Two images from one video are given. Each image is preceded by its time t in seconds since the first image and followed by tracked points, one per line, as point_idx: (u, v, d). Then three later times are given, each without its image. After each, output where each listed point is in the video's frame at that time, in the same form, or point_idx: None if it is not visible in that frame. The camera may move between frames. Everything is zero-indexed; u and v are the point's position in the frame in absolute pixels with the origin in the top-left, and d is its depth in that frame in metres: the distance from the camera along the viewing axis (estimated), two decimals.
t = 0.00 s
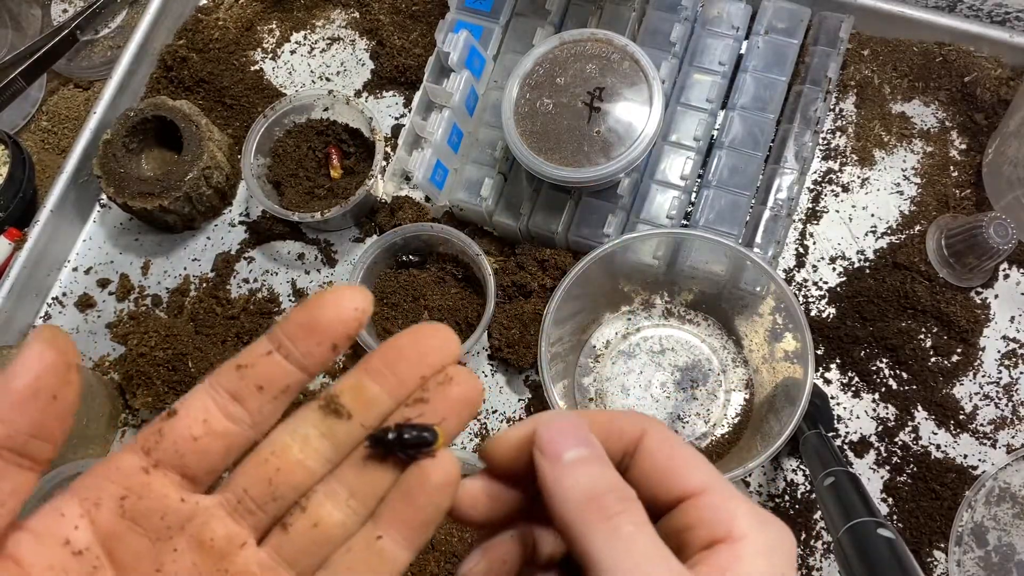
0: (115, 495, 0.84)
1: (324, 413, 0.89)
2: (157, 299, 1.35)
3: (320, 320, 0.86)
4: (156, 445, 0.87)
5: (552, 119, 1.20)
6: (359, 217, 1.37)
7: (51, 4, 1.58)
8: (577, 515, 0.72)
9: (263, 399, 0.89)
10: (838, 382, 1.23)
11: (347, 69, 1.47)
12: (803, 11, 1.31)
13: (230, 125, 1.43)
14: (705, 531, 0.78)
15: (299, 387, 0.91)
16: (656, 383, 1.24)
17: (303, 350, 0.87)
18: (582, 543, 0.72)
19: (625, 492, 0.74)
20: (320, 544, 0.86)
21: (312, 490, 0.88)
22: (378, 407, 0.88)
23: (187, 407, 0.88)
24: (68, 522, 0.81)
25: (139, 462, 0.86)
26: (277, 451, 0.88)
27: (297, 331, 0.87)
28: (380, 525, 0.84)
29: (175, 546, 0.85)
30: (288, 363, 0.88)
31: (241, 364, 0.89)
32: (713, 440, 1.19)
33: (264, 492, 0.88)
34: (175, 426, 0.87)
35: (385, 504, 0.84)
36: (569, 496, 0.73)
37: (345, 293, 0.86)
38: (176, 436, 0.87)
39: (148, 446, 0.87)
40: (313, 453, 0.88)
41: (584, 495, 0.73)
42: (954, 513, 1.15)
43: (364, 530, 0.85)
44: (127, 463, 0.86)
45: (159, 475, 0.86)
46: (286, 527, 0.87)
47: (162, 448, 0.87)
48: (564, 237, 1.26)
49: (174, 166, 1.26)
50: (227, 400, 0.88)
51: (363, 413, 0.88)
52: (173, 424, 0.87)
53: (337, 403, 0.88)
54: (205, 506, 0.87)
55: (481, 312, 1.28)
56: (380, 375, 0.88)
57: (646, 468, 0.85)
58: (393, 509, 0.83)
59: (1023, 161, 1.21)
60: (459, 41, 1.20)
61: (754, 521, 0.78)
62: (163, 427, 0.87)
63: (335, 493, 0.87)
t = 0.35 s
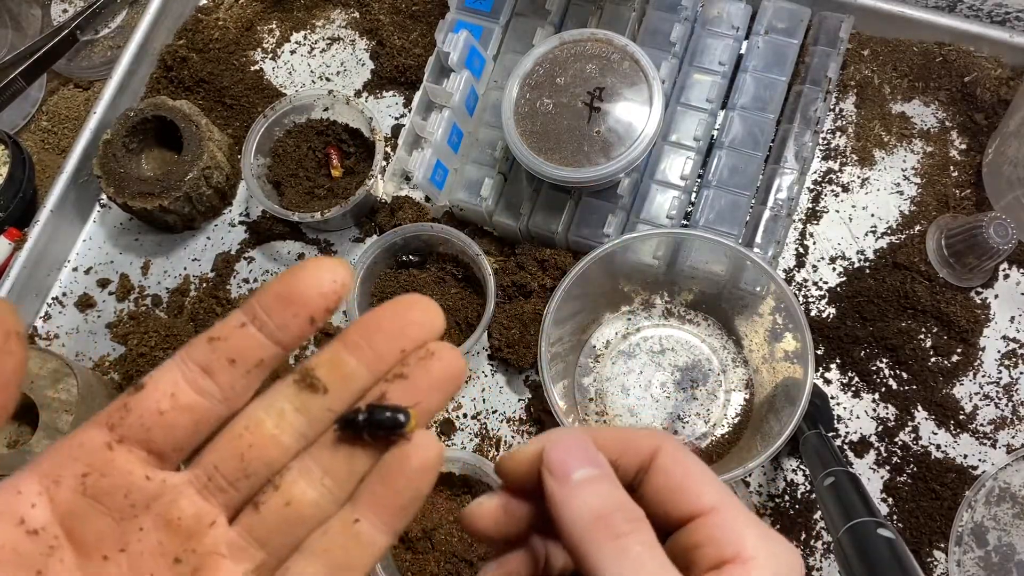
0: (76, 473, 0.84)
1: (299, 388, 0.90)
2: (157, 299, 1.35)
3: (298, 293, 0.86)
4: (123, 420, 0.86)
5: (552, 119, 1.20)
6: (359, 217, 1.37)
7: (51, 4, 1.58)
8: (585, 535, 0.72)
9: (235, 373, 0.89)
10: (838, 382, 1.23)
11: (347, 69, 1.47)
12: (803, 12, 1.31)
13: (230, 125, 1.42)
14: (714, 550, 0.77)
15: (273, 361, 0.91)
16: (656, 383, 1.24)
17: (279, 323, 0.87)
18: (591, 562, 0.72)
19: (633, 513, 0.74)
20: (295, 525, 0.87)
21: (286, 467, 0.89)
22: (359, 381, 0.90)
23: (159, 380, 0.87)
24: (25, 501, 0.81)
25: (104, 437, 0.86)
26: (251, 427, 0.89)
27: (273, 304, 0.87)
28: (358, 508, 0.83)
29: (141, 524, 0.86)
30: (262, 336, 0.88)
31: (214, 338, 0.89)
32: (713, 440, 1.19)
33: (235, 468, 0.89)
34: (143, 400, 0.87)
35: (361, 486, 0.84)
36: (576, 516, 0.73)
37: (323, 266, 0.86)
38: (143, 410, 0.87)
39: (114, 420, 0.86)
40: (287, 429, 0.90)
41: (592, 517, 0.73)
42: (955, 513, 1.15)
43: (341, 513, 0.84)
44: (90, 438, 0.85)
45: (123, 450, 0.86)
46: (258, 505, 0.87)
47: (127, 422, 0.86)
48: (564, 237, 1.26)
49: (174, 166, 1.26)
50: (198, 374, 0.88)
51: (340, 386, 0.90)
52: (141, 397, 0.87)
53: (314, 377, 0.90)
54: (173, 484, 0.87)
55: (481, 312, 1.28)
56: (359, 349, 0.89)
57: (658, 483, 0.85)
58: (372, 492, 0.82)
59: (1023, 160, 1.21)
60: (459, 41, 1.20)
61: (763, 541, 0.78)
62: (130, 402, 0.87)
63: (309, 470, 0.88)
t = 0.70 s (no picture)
0: (88, 476, 0.83)
1: (306, 392, 0.89)
2: (157, 299, 1.35)
3: (307, 297, 0.86)
4: (133, 422, 0.85)
5: (552, 119, 1.20)
6: (359, 217, 1.37)
7: (52, 4, 1.58)
8: None
9: (244, 373, 0.89)
10: (838, 382, 1.23)
11: (347, 69, 1.47)
12: (803, 11, 1.31)
13: (230, 126, 1.42)
14: None
15: (277, 363, 0.90)
16: (656, 383, 1.24)
17: (287, 326, 0.87)
18: None
19: (618, 560, 0.72)
20: (301, 527, 0.87)
21: (292, 470, 0.89)
22: (362, 387, 0.89)
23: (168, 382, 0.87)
24: (37, 503, 0.81)
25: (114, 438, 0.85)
26: (259, 430, 0.88)
27: (283, 307, 0.86)
28: (364, 514, 0.86)
29: (151, 525, 0.86)
30: (270, 338, 0.88)
31: (222, 338, 0.88)
32: (713, 440, 1.19)
33: (244, 471, 0.88)
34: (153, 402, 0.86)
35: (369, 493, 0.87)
36: (560, 567, 0.72)
37: (331, 271, 0.86)
38: (154, 412, 0.86)
39: (125, 422, 0.85)
40: (295, 432, 0.89)
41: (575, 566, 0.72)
42: (954, 514, 1.15)
43: (347, 518, 0.87)
44: (99, 440, 0.84)
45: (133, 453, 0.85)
46: (266, 509, 0.87)
47: (139, 425, 0.85)
48: (564, 237, 1.27)
49: (174, 166, 1.26)
50: (208, 375, 0.87)
51: (345, 391, 0.89)
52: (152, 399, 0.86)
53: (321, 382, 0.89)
54: (182, 485, 0.86)
55: (482, 312, 1.28)
56: (364, 356, 0.88)
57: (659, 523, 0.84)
58: (377, 496, 0.86)
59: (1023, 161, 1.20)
60: (459, 41, 1.20)
61: None
62: (139, 403, 0.86)
63: (318, 474, 0.88)
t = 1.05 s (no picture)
0: (99, 489, 0.83)
1: (317, 413, 0.89)
2: (157, 299, 1.35)
3: (319, 316, 0.86)
4: (143, 435, 0.85)
5: (552, 119, 1.20)
6: (359, 217, 1.37)
7: (51, 4, 1.58)
8: None
9: (253, 389, 0.89)
10: (838, 382, 1.23)
11: (347, 69, 1.47)
12: (803, 11, 1.31)
13: (230, 125, 1.43)
14: None
15: (285, 380, 0.91)
16: (656, 384, 1.24)
17: (297, 344, 0.87)
18: None
19: None
20: (305, 545, 0.87)
21: (300, 489, 0.89)
22: (370, 411, 0.89)
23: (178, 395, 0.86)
24: (47, 517, 0.80)
25: (125, 451, 0.85)
26: (269, 448, 0.89)
27: (294, 325, 0.86)
28: (367, 536, 0.86)
29: (158, 538, 0.86)
30: (280, 356, 0.88)
31: (232, 355, 0.88)
32: (713, 440, 1.19)
33: (252, 488, 0.88)
34: (163, 416, 0.86)
35: (372, 515, 0.87)
36: None
37: (344, 291, 0.86)
38: (165, 427, 0.86)
39: (135, 436, 0.85)
40: (304, 451, 0.89)
41: None
42: (954, 514, 1.15)
43: (350, 539, 0.87)
44: (110, 453, 0.84)
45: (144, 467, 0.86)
46: (273, 525, 0.88)
47: (150, 439, 0.85)
48: (564, 237, 1.27)
49: (174, 166, 1.26)
50: (217, 391, 0.87)
51: (353, 415, 0.90)
52: (162, 412, 0.86)
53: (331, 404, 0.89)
54: (190, 499, 0.87)
55: (481, 312, 1.28)
56: (374, 381, 0.88)
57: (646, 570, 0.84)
58: (382, 519, 0.86)
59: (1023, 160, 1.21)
60: (459, 41, 1.20)
61: None
62: (150, 416, 0.86)
63: (326, 494, 0.88)
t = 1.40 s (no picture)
0: (86, 498, 0.83)
1: (303, 428, 0.90)
2: (157, 299, 1.35)
3: (303, 328, 0.87)
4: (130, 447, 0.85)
5: (552, 119, 1.20)
6: (359, 217, 1.37)
7: (52, 4, 1.58)
8: None
9: (240, 403, 0.89)
10: (838, 382, 1.23)
11: (347, 69, 1.47)
12: (804, 11, 1.31)
13: (230, 126, 1.43)
14: None
15: (273, 393, 0.91)
16: (656, 384, 1.24)
17: (281, 356, 0.88)
18: None
19: None
20: (290, 559, 0.88)
21: (286, 504, 0.90)
22: (358, 427, 0.91)
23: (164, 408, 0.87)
24: (34, 526, 0.80)
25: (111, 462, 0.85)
26: (255, 463, 0.89)
27: (278, 337, 0.87)
28: (353, 551, 0.86)
29: (143, 549, 0.86)
30: (266, 369, 0.89)
31: (218, 367, 0.88)
32: (713, 440, 1.19)
33: (238, 502, 0.89)
34: (150, 427, 0.86)
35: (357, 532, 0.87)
36: None
37: (332, 303, 0.87)
38: (151, 438, 0.86)
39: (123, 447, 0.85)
40: (290, 467, 0.90)
41: None
42: (954, 514, 1.15)
43: (336, 554, 0.88)
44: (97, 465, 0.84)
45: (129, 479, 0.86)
46: (257, 540, 0.88)
47: (136, 449, 0.86)
48: (564, 237, 1.27)
49: (174, 166, 1.26)
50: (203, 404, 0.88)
51: (341, 430, 0.91)
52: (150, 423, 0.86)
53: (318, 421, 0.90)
54: (177, 511, 0.88)
55: (481, 312, 1.28)
56: (364, 395, 0.90)
57: None
58: (368, 536, 0.86)
59: None
60: (459, 41, 1.20)
61: None
62: (138, 427, 0.86)
63: (311, 512, 0.88)
